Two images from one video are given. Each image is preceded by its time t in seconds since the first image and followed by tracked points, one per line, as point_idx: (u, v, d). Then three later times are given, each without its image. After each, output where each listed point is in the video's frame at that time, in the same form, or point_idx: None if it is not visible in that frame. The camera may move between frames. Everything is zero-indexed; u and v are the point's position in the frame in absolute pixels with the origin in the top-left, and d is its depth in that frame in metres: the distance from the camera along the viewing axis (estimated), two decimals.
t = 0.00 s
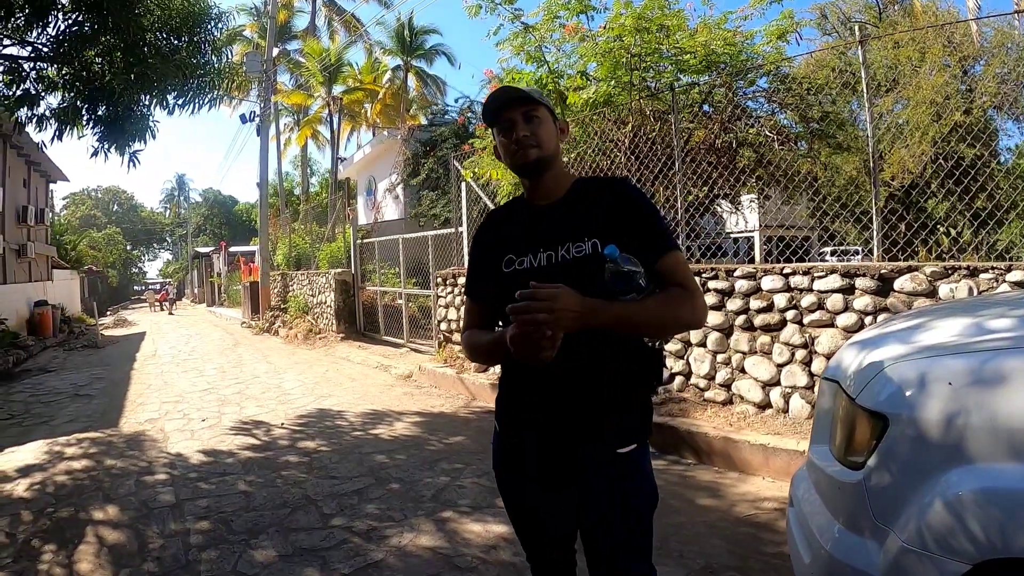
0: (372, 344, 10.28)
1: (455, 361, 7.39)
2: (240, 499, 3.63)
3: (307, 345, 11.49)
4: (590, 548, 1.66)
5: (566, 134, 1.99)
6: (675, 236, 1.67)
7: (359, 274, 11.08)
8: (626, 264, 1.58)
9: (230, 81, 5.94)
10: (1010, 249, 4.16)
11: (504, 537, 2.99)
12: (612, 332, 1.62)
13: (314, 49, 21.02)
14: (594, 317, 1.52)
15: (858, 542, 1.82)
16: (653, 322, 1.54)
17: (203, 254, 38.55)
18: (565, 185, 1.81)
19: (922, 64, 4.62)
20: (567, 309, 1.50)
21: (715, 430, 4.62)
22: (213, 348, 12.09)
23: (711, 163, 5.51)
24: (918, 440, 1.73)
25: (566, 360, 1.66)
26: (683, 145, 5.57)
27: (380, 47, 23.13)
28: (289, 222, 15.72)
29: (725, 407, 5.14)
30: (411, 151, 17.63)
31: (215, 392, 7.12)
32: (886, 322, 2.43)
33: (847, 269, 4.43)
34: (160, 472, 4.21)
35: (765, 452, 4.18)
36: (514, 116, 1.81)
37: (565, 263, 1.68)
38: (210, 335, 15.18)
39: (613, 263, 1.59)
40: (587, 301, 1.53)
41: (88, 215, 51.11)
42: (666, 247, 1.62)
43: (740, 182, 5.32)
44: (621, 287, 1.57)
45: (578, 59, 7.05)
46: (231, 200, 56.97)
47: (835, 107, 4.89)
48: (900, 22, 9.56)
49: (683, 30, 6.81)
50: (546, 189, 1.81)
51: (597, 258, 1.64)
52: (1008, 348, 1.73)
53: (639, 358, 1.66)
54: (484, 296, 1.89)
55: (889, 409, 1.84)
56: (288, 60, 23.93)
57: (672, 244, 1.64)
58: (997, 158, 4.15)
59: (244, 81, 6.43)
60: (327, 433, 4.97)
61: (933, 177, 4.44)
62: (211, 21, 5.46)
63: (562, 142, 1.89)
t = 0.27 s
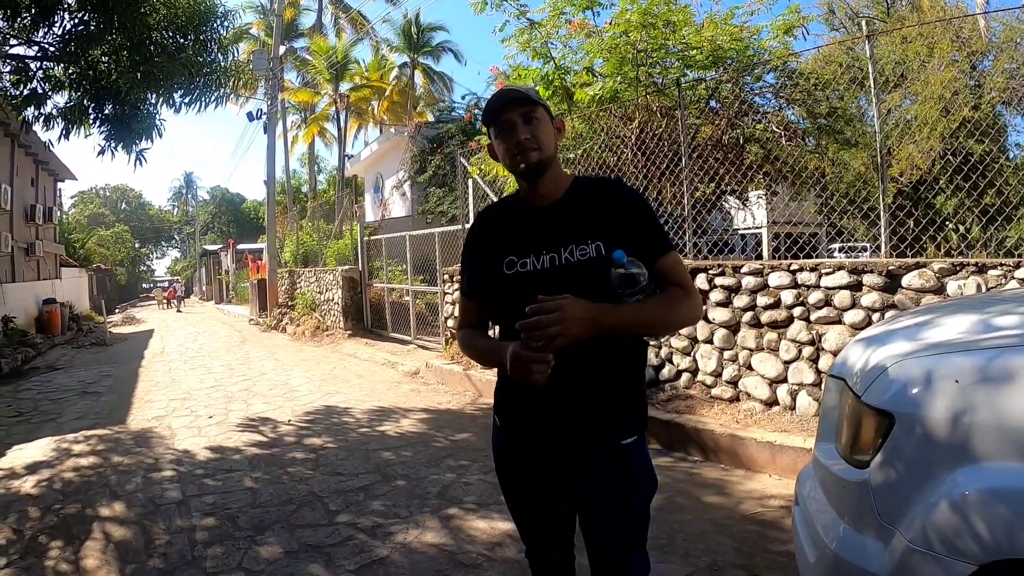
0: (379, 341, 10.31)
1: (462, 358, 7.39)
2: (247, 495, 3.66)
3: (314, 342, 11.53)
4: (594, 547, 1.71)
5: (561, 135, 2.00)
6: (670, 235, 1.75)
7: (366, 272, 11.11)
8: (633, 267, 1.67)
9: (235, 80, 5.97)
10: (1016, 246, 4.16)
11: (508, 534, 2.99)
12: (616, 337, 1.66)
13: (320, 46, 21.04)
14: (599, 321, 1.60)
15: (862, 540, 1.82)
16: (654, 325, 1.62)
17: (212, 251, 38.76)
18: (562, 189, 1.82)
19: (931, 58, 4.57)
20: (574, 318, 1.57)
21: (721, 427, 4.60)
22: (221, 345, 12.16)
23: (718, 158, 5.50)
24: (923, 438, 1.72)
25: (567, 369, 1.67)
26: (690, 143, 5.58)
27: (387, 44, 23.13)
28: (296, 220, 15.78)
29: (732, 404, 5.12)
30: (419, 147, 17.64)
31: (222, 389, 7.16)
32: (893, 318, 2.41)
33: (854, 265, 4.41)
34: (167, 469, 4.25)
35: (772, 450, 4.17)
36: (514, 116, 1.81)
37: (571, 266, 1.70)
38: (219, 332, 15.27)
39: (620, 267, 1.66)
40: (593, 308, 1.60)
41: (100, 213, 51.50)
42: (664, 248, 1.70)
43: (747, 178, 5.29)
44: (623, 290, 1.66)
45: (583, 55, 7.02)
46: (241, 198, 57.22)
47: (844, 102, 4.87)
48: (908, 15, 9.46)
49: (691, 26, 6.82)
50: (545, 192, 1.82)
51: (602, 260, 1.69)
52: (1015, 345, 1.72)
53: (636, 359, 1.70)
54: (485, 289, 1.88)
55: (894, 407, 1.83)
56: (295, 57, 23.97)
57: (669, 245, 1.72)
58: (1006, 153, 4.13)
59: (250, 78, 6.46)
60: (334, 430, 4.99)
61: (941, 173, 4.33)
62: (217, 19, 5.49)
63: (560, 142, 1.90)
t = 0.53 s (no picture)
0: (378, 339, 10.31)
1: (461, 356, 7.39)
2: (246, 494, 3.66)
3: (314, 340, 11.54)
4: (590, 539, 1.71)
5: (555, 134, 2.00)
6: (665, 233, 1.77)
7: (365, 270, 11.11)
8: (629, 263, 1.66)
9: (233, 78, 5.95)
10: (1017, 244, 4.17)
11: (506, 532, 2.99)
12: (612, 331, 1.66)
13: (320, 44, 21.01)
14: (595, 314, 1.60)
15: (863, 539, 1.82)
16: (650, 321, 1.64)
17: (212, 249, 38.76)
18: (557, 188, 1.83)
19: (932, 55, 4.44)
20: (572, 313, 1.58)
21: (721, 425, 4.60)
22: (221, 344, 12.16)
23: (716, 155, 5.47)
24: (925, 438, 1.71)
25: (562, 363, 1.66)
26: (690, 140, 5.58)
27: (387, 42, 23.08)
28: (296, 218, 15.77)
29: (732, 402, 5.13)
30: (418, 145, 17.63)
31: (222, 388, 7.16)
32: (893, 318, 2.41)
33: (854, 262, 4.39)
34: (166, 468, 4.25)
35: (772, 448, 4.17)
36: (511, 115, 1.80)
37: (569, 264, 1.71)
38: (218, 330, 15.27)
39: (618, 263, 1.66)
40: (591, 303, 1.61)
41: (99, 211, 51.43)
42: (659, 245, 1.73)
43: (746, 175, 5.31)
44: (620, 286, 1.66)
45: (582, 53, 7.00)
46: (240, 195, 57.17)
47: (844, 100, 4.85)
48: (907, 12, 9.44)
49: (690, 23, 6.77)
50: (541, 192, 1.82)
51: (600, 257, 1.70)
52: (1016, 344, 1.72)
53: (633, 354, 1.72)
54: (482, 284, 1.86)
55: (895, 407, 1.83)
56: (294, 55, 23.91)
57: (664, 241, 1.74)
58: (1006, 151, 4.15)
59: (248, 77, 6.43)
60: (333, 428, 4.99)
61: (941, 171, 4.34)
62: (216, 17, 5.46)
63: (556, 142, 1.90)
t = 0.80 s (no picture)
0: (371, 341, 10.26)
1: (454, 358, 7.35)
2: (239, 498, 3.61)
3: (306, 341, 11.47)
4: (582, 538, 1.69)
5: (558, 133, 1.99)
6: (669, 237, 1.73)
7: (358, 271, 11.05)
8: (626, 265, 1.64)
9: (225, 78, 5.91)
10: (1009, 246, 4.17)
11: (502, 536, 2.97)
12: (607, 332, 1.63)
13: (313, 44, 20.94)
14: (590, 317, 1.58)
15: (865, 542, 1.82)
16: (647, 323, 1.61)
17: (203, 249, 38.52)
18: (558, 188, 1.81)
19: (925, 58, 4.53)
20: (565, 314, 1.56)
21: (716, 427, 4.60)
22: (212, 345, 12.06)
23: (711, 158, 5.48)
24: (928, 440, 1.72)
25: (555, 360, 1.66)
26: (685, 142, 5.55)
27: (380, 42, 23.01)
28: (289, 218, 15.69)
29: (727, 404, 5.14)
30: (411, 146, 17.58)
31: (214, 390, 7.10)
32: (890, 321, 2.42)
33: (850, 265, 4.41)
34: (158, 471, 4.19)
35: (768, 450, 4.18)
36: (512, 113, 1.79)
37: (567, 263, 1.70)
38: (210, 331, 15.16)
39: (614, 265, 1.64)
40: (585, 304, 1.58)
41: (88, 211, 50.95)
42: (661, 248, 1.69)
43: (741, 178, 5.30)
44: (619, 287, 1.63)
45: (576, 56, 7.01)
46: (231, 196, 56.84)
47: (838, 103, 4.92)
48: (900, 16, 9.50)
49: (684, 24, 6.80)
50: (542, 190, 1.81)
51: (597, 257, 1.68)
52: (1018, 347, 1.73)
53: (630, 354, 1.68)
54: (478, 286, 1.87)
55: (897, 409, 1.83)
56: (287, 55, 23.81)
57: (667, 244, 1.70)
58: (998, 154, 4.17)
59: (240, 77, 6.38)
60: (327, 430, 4.95)
61: (934, 174, 4.41)
62: (209, 17, 5.42)
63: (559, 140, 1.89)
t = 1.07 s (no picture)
0: (364, 345, 10.17)
1: (449, 363, 7.30)
2: (234, 504, 3.54)
3: (298, 345, 11.37)
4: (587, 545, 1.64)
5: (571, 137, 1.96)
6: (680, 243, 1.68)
7: (351, 275, 10.98)
8: (636, 271, 1.60)
9: (219, 80, 5.84)
10: (999, 250, 4.17)
11: (502, 542, 2.93)
12: (614, 337, 1.59)
13: (307, 47, 20.89)
14: (598, 327, 1.56)
15: (876, 546, 1.80)
16: (655, 330, 1.58)
17: (194, 251, 38.23)
18: (570, 191, 1.78)
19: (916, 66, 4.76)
20: (571, 320, 1.54)
21: (714, 432, 4.64)
22: (203, 349, 11.93)
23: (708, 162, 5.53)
24: (940, 444, 1.70)
25: (560, 365, 1.61)
26: (682, 147, 5.58)
27: (373, 45, 22.95)
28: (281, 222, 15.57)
29: (724, 409, 5.14)
30: (403, 150, 17.53)
31: (207, 394, 7.00)
32: (894, 326, 2.41)
33: (847, 270, 4.43)
34: (152, 476, 4.11)
35: (766, 454, 4.20)
36: (524, 115, 1.77)
37: (574, 267, 1.66)
38: (200, 335, 15.00)
39: (625, 271, 1.60)
40: (592, 311, 1.56)
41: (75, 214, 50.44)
42: (672, 254, 1.64)
43: (735, 183, 5.34)
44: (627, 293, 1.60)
45: (572, 60, 7.03)
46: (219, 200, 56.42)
47: (830, 108, 4.89)
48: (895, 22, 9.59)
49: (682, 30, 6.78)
50: (554, 194, 1.78)
51: (607, 262, 1.64)
52: None
53: (639, 358, 1.62)
54: (485, 290, 1.84)
55: (908, 414, 1.80)
56: (279, 58, 23.70)
57: (677, 250, 1.65)
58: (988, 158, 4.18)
59: (234, 78, 6.31)
60: (322, 436, 4.89)
61: (924, 180, 4.42)
62: (204, 17, 5.35)
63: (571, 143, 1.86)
